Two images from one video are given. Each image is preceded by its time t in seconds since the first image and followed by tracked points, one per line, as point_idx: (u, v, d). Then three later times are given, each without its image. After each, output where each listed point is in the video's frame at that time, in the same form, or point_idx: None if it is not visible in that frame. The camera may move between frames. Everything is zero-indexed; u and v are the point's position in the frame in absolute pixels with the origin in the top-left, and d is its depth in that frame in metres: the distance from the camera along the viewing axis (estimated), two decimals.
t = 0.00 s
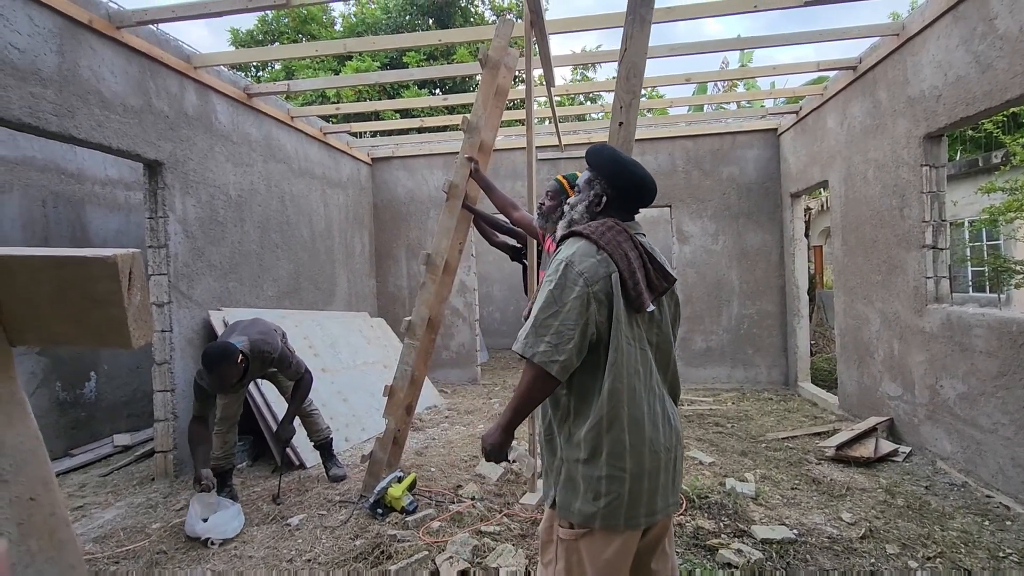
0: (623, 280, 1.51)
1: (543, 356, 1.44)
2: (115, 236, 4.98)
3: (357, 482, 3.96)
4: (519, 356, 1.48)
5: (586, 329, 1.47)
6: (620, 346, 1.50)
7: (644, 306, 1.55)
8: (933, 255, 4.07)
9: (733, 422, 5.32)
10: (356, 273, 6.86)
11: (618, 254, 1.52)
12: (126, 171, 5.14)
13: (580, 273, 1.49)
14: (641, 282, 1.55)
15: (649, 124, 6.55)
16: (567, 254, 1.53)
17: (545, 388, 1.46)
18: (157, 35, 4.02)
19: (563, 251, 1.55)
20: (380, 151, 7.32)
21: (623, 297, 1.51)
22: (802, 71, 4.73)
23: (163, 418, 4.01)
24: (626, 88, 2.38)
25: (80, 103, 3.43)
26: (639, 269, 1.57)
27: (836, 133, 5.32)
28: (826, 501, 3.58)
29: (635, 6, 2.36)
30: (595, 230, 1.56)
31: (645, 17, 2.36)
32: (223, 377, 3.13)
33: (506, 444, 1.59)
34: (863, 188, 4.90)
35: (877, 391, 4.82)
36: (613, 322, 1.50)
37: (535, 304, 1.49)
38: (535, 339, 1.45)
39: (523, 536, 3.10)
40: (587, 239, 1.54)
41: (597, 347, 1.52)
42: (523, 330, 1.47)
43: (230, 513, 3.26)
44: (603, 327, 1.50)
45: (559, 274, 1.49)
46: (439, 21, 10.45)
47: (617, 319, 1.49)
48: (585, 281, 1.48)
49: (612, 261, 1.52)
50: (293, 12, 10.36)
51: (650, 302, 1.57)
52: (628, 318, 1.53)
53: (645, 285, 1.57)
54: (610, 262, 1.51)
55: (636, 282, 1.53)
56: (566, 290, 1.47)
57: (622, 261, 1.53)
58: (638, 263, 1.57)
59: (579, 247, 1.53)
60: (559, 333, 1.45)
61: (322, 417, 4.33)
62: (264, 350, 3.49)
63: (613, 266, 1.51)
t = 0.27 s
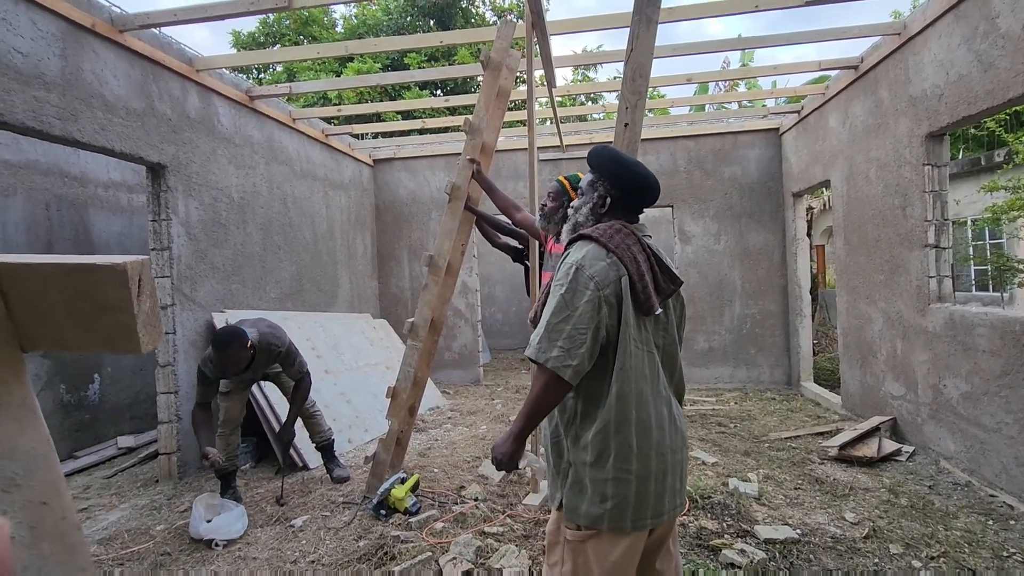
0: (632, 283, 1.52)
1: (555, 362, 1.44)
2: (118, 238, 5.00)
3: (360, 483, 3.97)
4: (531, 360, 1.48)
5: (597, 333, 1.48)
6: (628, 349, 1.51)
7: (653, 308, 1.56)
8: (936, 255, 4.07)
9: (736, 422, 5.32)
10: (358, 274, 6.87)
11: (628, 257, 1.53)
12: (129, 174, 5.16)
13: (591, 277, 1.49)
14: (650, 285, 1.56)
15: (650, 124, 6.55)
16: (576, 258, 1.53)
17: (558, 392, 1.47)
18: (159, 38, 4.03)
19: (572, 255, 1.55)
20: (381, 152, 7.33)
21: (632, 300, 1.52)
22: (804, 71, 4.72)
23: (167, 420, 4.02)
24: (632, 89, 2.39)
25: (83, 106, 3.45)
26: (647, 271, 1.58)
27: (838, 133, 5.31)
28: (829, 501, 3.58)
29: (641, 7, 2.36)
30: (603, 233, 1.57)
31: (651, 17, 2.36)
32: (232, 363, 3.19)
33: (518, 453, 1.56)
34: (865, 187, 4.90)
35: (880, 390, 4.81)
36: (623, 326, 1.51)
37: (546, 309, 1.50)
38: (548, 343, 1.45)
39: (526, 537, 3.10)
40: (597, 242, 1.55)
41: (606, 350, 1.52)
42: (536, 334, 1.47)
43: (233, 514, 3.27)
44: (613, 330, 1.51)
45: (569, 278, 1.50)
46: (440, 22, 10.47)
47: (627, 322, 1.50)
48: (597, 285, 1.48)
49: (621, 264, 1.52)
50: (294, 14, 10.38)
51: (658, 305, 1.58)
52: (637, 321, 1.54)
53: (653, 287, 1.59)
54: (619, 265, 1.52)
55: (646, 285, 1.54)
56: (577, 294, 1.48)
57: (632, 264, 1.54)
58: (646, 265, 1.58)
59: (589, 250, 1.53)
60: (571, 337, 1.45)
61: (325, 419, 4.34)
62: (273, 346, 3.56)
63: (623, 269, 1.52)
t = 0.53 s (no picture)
0: (642, 282, 1.53)
1: (568, 361, 1.45)
2: (121, 240, 5.01)
3: (363, 483, 3.98)
4: (545, 361, 1.48)
5: (608, 332, 1.48)
6: (638, 348, 1.51)
7: (663, 307, 1.57)
8: (939, 252, 4.06)
9: (739, 421, 5.31)
10: (360, 274, 6.88)
11: (637, 257, 1.54)
12: (132, 175, 5.17)
13: (602, 276, 1.49)
14: (660, 284, 1.57)
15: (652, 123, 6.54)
16: (586, 257, 1.53)
17: (571, 392, 1.47)
18: (161, 39, 4.04)
19: (582, 255, 1.56)
20: (383, 152, 7.34)
21: (642, 299, 1.53)
22: (805, 69, 4.71)
23: (171, 420, 4.04)
24: (637, 88, 2.39)
25: (86, 108, 3.46)
26: (656, 270, 1.59)
27: (840, 131, 5.30)
28: (833, 499, 3.58)
29: (646, 6, 2.36)
30: (612, 233, 1.57)
31: (656, 16, 2.36)
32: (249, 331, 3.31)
33: (533, 458, 1.55)
34: (867, 185, 4.89)
35: (883, 389, 4.81)
36: (634, 325, 1.51)
37: (558, 309, 1.50)
38: (560, 343, 1.45)
39: (529, 536, 3.11)
40: (606, 241, 1.55)
41: (616, 349, 1.52)
42: (549, 334, 1.48)
43: (237, 513, 3.28)
44: (623, 329, 1.51)
45: (580, 278, 1.50)
46: (441, 22, 10.47)
47: (637, 320, 1.51)
48: (608, 284, 1.49)
49: (631, 263, 1.53)
50: (295, 14, 10.39)
51: (668, 304, 1.58)
52: (647, 320, 1.55)
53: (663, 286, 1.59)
54: (629, 264, 1.52)
55: (655, 284, 1.55)
56: (588, 294, 1.48)
57: (641, 264, 1.54)
58: (656, 265, 1.59)
59: (599, 250, 1.54)
60: (583, 336, 1.46)
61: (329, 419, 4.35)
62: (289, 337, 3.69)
63: (633, 269, 1.53)
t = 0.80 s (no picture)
0: (653, 278, 1.53)
1: (582, 357, 1.44)
2: (123, 239, 5.02)
3: (366, 481, 3.98)
4: (558, 357, 1.47)
5: (621, 328, 1.48)
6: (650, 344, 1.51)
7: (674, 302, 1.57)
8: (943, 248, 4.03)
9: (742, 418, 5.30)
10: (362, 272, 6.88)
11: (647, 252, 1.54)
12: (133, 174, 5.18)
13: (614, 272, 1.49)
14: (669, 279, 1.57)
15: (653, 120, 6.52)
16: (597, 253, 1.53)
17: (585, 388, 1.46)
18: (162, 38, 4.04)
19: (592, 250, 1.55)
20: (384, 151, 7.33)
21: (653, 294, 1.53)
22: (807, 64, 4.69)
23: (174, 419, 4.05)
24: (641, 85, 2.37)
25: (87, 107, 3.46)
26: (665, 266, 1.59)
27: (842, 126, 5.27)
28: (836, 496, 3.57)
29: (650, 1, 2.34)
30: (622, 229, 1.57)
31: (661, 12, 2.35)
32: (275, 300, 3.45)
33: (547, 455, 1.52)
34: (870, 180, 4.86)
35: (886, 385, 4.79)
36: (645, 321, 1.51)
37: (570, 304, 1.49)
38: (573, 339, 1.45)
39: (532, 533, 3.10)
40: (616, 238, 1.55)
41: (628, 344, 1.52)
42: (561, 331, 1.47)
43: (240, 512, 3.28)
44: (635, 325, 1.51)
45: (591, 273, 1.49)
46: (442, 20, 10.45)
47: (649, 316, 1.51)
48: (619, 280, 1.49)
49: (642, 259, 1.53)
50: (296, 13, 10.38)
51: (677, 300, 1.59)
52: (657, 315, 1.55)
53: (672, 282, 1.59)
54: (640, 260, 1.52)
55: (666, 279, 1.55)
56: (600, 289, 1.48)
57: (651, 260, 1.54)
58: (665, 261, 1.59)
59: (609, 246, 1.53)
60: (596, 332, 1.45)
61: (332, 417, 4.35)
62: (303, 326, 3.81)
63: (644, 265, 1.53)
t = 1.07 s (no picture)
0: (662, 270, 1.53)
1: (594, 350, 1.43)
2: (124, 237, 5.02)
3: (368, 477, 3.99)
4: (570, 351, 1.47)
5: (632, 321, 1.47)
6: (661, 336, 1.51)
7: (683, 294, 1.57)
8: (945, 243, 4.02)
9: (744, 414, 5.30)
10: (363, 270, 6.88)
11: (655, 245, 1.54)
12: (133, 172, 5.18)
13: (623, 264, 1.49)
14: (677, 271, 1.57)
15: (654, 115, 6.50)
16: (605, 247, 1.53)
17: (596, 382, 1.45)
18: (161, 36, 4.03)
19: (600, 244, 1.55)
20: (384, 148, 7.32)
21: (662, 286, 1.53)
22: (809, 59, 4.67)
23: (175, 416, 4.05)
24: (645, 79, 2.36)
25: (86, 105, 3.45)
26: (673, 258, 1.59)
27: (844, 121, 5.25)
28: (839, 491, 3.56)
29: None
30: (628, 222, 1.57)
31: (665, 6, 2.33)
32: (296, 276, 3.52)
33: (558, 449, 1.51)
34: (872, 175, 4.84)
35: (889, 380, 4.78)
36: (656, 313, 1.51)
37: (580, 298, 1.49)
38: (584, 333, 1.44)
39: (533, 529, 3.11)
40: (623, 231, 1.54)
41: (638, 337, 1.52)
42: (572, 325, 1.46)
43: (242, 508, 3.29)
44: (646, 317, 1.51)
45: (601, 266, 1.49)
46: (442, 16, 10.42)
47: (659, 308, 1.51)
48: (629, 272, 1.48)
49: (650, 251, 1.53)
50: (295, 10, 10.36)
51: (686, 292, 1.59)
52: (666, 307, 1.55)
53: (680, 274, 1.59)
54: (649, 253, 1.52)
55: (674, 272, 1.55)
56: (610, 282, 1.47)
57: (659, 252, 1.54)
58: (672, 254, 1.59)
59: (617, 239, 1.53)
60: (608, 325, 1.44)
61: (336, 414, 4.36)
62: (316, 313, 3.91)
63: (652, 257, 1.52)
